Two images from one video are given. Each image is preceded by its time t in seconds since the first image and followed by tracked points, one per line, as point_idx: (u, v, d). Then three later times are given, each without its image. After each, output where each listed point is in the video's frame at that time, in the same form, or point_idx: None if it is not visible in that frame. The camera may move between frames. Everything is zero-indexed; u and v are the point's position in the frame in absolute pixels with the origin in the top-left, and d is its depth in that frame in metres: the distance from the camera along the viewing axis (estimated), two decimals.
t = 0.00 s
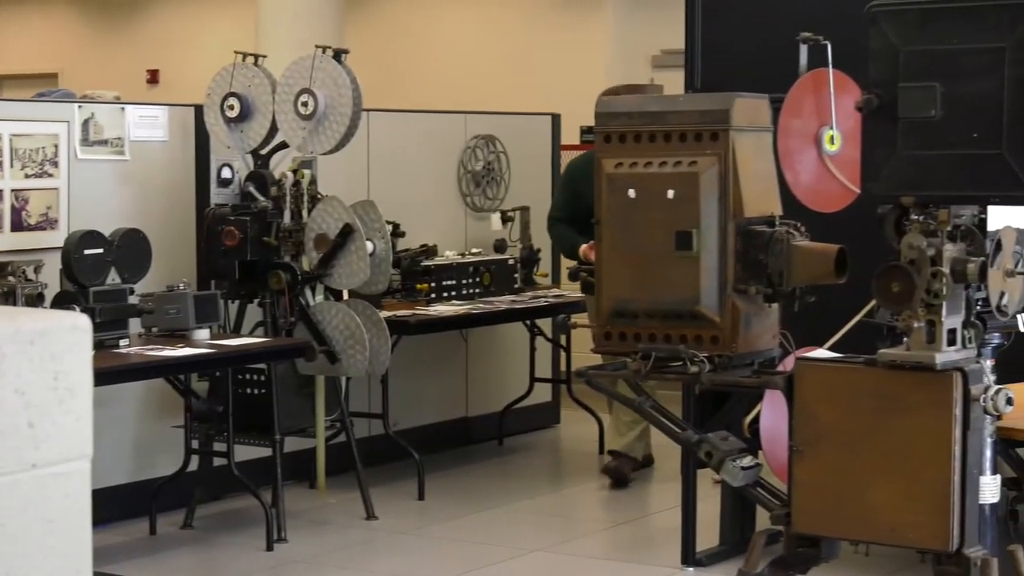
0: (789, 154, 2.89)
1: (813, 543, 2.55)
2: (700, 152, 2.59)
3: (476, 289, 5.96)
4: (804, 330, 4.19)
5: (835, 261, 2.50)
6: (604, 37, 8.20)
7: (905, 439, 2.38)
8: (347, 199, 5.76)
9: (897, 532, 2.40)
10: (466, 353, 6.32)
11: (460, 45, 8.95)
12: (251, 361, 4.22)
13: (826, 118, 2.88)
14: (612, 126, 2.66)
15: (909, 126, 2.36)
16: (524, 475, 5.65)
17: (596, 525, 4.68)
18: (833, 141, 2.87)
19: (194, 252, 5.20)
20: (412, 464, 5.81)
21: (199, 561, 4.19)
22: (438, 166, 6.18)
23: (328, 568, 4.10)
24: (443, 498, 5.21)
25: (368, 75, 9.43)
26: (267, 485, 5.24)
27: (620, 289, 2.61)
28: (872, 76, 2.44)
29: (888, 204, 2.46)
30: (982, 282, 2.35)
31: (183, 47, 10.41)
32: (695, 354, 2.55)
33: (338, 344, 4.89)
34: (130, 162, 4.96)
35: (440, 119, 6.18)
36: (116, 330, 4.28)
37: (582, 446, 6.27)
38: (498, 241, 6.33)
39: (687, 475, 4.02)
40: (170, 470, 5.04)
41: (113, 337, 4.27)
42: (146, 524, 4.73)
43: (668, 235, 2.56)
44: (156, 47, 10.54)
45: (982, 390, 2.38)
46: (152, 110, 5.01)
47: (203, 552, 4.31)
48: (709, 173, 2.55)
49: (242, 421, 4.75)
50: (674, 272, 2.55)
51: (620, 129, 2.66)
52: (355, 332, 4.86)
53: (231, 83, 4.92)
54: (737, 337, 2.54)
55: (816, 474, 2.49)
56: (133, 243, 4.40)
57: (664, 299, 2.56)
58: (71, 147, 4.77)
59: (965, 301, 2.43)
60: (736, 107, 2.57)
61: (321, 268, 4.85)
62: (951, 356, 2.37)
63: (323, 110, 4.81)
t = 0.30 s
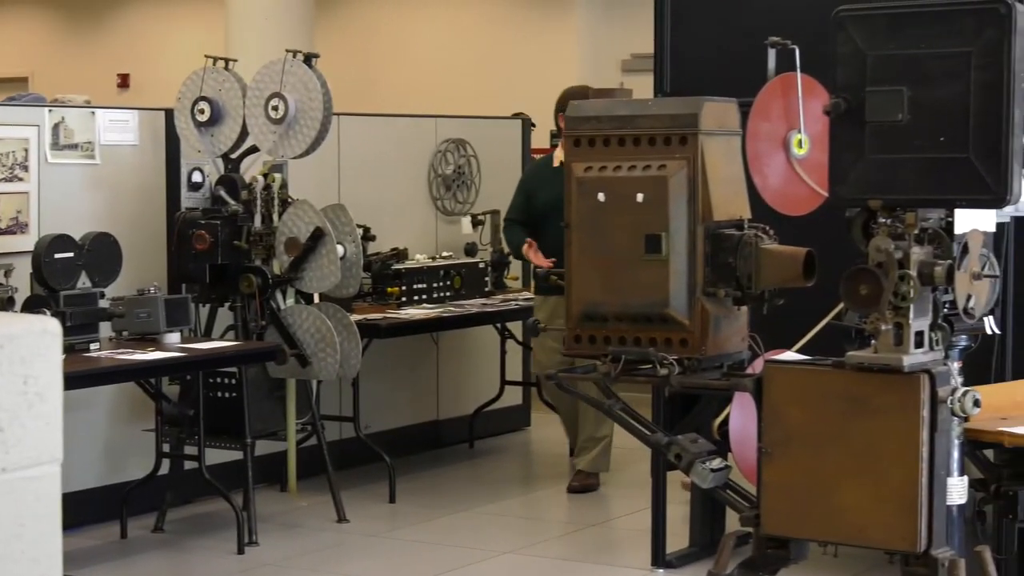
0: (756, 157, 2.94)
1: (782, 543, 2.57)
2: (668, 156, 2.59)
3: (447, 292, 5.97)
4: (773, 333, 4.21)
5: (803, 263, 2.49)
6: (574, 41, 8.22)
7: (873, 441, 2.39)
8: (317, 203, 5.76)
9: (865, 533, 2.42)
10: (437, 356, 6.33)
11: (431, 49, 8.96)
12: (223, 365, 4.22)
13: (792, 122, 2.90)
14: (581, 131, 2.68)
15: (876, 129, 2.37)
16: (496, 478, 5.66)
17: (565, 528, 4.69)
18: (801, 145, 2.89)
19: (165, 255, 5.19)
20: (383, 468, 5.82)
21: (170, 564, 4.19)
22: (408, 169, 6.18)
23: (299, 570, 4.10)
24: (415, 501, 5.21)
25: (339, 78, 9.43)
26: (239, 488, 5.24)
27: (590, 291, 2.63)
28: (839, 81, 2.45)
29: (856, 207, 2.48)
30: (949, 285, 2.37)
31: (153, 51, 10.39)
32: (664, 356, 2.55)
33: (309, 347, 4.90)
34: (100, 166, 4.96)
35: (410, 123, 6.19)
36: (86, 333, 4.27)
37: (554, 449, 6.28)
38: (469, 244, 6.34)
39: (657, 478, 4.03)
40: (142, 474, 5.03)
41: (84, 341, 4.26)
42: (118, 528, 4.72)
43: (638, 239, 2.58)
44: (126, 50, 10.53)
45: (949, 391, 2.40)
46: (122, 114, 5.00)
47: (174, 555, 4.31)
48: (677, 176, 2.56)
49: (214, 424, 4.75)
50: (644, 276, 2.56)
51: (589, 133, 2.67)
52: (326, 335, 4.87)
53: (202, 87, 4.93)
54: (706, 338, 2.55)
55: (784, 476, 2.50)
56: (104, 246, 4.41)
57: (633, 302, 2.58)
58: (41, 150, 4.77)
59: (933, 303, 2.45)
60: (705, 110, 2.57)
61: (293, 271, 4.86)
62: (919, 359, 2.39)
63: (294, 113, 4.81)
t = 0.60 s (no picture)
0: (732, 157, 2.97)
1: (757, 544, 2.58)
2: (643, 157, 2.60)
3: (423, 293, 5.97)
4: (746, 334, 4.22)
5: (777, 264, 2.50)
6: (549, 42, 8.24)
7: (846, 441, 2.40)
8: (293, 204, 5.77)
9: (840, 533, 2.43)
10: (413, 358, 6.33)
11: (407, 50, 8.96)
12: (199, 366, 4.22)
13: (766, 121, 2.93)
14: (555, 132, 2.69)
15: (848, 131, 2.39)
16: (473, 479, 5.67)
17: (540, 528, 4.70)
18: (774, 146, 2.91)
19: (141, 257, 5.19)
20: (360, 469, 5.82)
21: (146, 566, 4.20)
22: (384, 171, 6.19)
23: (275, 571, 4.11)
24: (391, 502, 5.22)
25: (316, 80, 9.44)
26: (215, 490, 5.24)
27: (566, 292, 2.63)
28: (810, 82, 2.47)
29: (829, 209, 2.49)
30: (922, 286, 2.38)
31: (129, 52, 10.37)
32: (639, 357, 2.56)
33: (285, 348, 4.90)
34: (75, 168, 4.95)
35: (385, 125, 6.19)
36: (62, 335, 4.27)
37: (531, 449, 6.29)
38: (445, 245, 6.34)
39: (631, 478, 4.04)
40: (118, 476, 5.03)
41: (59, 342, 4.26)
42: (94, 529, 4.72)
43: (612, 239, 2.59)
44: (102, 52, 10.52)
45: (923, 391, 2.42)
46: (97, 115, 5.01)
47: (151, 557, 4.31)
48: (652, 177, 2.57)
49: (190, 426, 4.75)
50: (619, 277, 2.57)
51: (563, 134, 2.68)
52: (302, 337, 4.86)
53: (177, 89, 4.95)
54: (681, 338, 2.56)
55: (759, 476, 2.51)
56: (79, 248, 4.41)
57: (607, 303, 2.59)
58: (15, 152, 4.77)
59: (906, 303, 2.46)
60: (679, 112, 2.58)
61: (269, 273, 4.86)
62: (891, 359, 2.40)
63: (269, 115, 4.81)
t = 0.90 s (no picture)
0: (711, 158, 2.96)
1: (738, 544, 2.58)
2: (624, 159, 2.61)
3: (404, 294, 5.99)
4: (726, 334, 4.23)
5: (757, 266, 2.50)
6: (531, 43, 8.25)
7: (825, 441, 2.42)
8: (274, 205, 5.77)
9: (819, 533, 2.43)
10: (396, 358, 6.34)
11: (391, 51, 8.96)
12: (181, 367, 4.23)
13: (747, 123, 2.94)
14: (536, 134, 2.68)
15: (827, 132, 2.40)
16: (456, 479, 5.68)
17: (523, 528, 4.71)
18: (754, 148, 2.94)
19: (123, 259, 5.20)
20: (343, 470, 5.82)
21: (129, 566, 4.20)
22: (365, 172, 6.19)
23: (257, 572, 4.11)
24: (374, 502, 5.22)
25: (299, 81, 9.43)
26: (197, 490, 5.24)
27: (546, 293, 2.64)
28: (789, 84, 2.48)
29: (809, 209, 2.49)
30: (901, 286, 2.39)
31: (112, 54, 10.36)
32: (620, 358, 2.56)
33: (267, 349, 4.89)
34: (57, 169, 4.96)
35: (367, 126, 6.20)
36: (44, 336, 4.27)
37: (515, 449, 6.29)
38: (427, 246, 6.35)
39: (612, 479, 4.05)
40: (100, 477, 5.03)
41: (41, 343, 4.27)
42: (75, 531, 4.72)
43: (593, 241, 2.59)
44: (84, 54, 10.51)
45: (903, 392, 2.43)
46: (79, 117, 5.01)
47: (133, 557, 4.31)
48: (632, 179, 2.58)
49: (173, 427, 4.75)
50: (601, 278, 2.58)
51: (544, 136, 2.68)
52: (285, 337, 4.86)
53: (158, 90, 4.94)
54: (662, 339, 2.56)
55: (739, 476, 2.52)
56: (60, 249, 4.42)
57: (589, 304, 2.59)
58: None
59: (885, 304, 2.47)
60: (658, 114, 2.59)
61: (251, 274, 4.86)
62: (872, 359, 2.41)
63: (250, 117, 4.81)
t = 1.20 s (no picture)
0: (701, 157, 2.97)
1: (729, 544, 2.60)
2: (614, 160, 2.62)
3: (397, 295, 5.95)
4: (717, 334, 4.24)
5: (747, 267, 2.50)
6: (522, 45, 8.27)
7: (815, 441, 2.43)
8: (266, 207, 5.78)
9: (810, 533, 2.44)
10: (387, 360, 6.35)
11: (383, 53, 8.97)
12: (174, 368, 4.23)
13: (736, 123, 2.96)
14: (527, 134, 2.70)
15: (816, 133, 2.41)
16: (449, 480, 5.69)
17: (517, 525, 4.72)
18: (744, 150, 2.94)
19: (115, 260, 5.21)
20: (335, 471, 5.83)
21: (121, 566, 4.21)
22: (356, 174, 6.19)
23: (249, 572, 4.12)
24: (366, 503, 5.23)
25: (291, 82, 9.44)
26: (189, 491, 5.25)
27: (537, 293, 2.65)
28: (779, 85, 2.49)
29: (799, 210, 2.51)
30: (892, 287, 2.39)
31: (104, 56, 10.36)
32: (611, 358, 2.56)
33: (259, 349, 4.91)
34: (49, 170, 4.96)
35: (358, 127, 6.21)
36: (36, 337, 4.28)
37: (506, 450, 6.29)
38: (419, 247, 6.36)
39: (603, 479, 4.06)
40: (93, 478, 5.04)
41: (33, 345, 4.27)
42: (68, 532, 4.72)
43: (584, 242, 2.60)
44: (76, 57, 10.52)
45: (893, 391, 2.44)
46: (72, 119, 5.01)
47: (125, 558, 4.32)
48: (623, 180, 2.59)
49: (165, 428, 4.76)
50: (592, 279, 2.58)
51: (535, 137, 2.70)
52: (277, 339, 4.87)
53: (150, 92, 4.96)
54: (653, 339, 2.57)
55: (730, 475, 2.53)
56: (52, 250, 4.42)
57: (580, 305, 2.60)
58: None
59: (875, 305, 2.48)
60: (648, 115, 2.60)
61: (243, 275, 4.88)
62: (861, 359, 2.42)
63: (242, 118, 4.82)
